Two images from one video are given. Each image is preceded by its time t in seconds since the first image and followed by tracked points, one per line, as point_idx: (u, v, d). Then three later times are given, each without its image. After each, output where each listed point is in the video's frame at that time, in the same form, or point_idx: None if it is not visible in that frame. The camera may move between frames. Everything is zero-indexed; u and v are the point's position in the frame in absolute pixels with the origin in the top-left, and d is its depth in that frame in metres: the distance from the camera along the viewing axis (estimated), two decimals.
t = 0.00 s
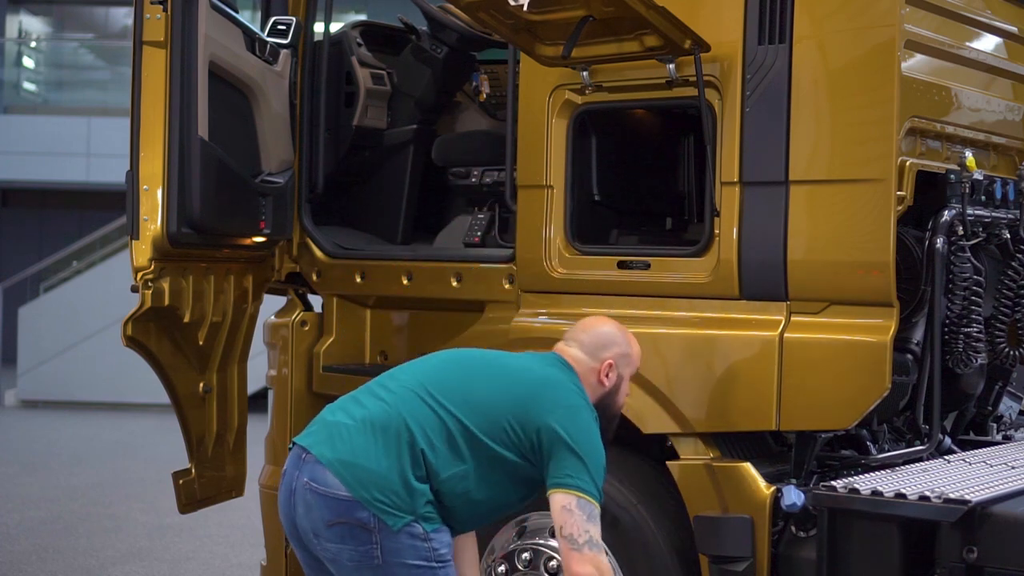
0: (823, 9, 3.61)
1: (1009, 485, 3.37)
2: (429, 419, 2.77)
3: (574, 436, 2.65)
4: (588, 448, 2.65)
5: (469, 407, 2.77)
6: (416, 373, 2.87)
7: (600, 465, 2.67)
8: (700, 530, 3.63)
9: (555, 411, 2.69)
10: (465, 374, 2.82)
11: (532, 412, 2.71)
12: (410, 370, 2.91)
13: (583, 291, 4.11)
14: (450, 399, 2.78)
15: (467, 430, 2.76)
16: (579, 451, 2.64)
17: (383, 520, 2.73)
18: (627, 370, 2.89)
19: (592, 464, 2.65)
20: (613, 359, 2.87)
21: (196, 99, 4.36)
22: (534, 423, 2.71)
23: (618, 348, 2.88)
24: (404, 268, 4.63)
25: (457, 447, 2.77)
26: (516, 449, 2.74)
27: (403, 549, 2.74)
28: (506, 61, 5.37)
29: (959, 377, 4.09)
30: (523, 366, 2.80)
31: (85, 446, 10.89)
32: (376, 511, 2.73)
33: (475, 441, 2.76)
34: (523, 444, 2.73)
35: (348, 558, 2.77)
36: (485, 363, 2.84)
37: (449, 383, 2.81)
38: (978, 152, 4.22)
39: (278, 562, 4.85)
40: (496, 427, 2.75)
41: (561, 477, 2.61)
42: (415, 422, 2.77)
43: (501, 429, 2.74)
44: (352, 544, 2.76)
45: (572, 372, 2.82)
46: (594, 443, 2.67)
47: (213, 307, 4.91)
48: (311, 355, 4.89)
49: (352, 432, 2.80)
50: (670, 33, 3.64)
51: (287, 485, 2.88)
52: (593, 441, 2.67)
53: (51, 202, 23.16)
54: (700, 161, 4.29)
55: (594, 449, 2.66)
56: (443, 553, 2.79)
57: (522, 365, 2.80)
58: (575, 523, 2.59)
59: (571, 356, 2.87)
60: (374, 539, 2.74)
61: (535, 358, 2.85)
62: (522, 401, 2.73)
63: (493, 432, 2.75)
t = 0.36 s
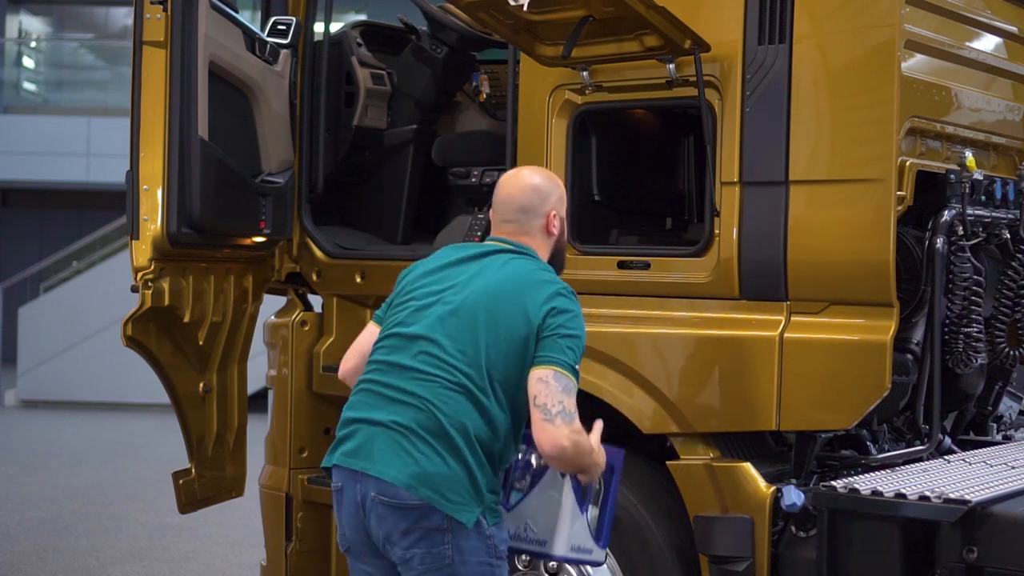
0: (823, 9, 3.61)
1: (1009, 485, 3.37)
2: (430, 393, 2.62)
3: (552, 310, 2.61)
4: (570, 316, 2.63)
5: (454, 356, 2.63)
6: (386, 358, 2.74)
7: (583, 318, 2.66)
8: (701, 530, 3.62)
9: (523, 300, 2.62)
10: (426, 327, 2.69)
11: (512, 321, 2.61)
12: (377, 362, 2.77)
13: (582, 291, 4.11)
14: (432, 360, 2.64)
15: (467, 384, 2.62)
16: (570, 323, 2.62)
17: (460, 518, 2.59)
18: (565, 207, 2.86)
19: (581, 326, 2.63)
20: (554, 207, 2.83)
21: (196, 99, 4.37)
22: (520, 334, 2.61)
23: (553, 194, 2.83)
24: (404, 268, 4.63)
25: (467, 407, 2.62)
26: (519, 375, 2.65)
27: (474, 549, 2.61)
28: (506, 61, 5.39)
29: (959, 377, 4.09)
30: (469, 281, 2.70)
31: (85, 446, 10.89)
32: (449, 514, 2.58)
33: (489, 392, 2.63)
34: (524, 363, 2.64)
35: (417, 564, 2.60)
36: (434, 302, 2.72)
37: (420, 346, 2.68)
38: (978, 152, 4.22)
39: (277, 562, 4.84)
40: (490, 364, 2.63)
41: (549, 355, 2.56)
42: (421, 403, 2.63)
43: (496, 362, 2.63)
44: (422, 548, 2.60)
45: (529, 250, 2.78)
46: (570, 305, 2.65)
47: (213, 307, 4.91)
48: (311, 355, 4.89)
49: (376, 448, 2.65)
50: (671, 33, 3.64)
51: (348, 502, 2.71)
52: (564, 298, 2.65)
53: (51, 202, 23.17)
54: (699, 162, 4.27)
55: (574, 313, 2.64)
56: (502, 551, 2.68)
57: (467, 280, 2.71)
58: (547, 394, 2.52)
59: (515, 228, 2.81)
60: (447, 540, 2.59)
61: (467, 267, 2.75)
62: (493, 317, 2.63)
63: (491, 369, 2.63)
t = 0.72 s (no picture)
0: (823, 9, 3.61)
1: (1009, 485, 3.37)
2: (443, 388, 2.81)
3: (527, 261, 2.75)
4: (547, 258, 2.76)
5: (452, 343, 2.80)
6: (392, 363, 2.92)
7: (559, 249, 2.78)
8: (700, 530, 3.61)
9: (496, 265, 2.76)
10: (414, 326, 2.86)
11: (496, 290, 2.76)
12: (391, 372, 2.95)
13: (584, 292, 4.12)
14: (434, 357, 2.82)
15: (472, 366, 2.79)
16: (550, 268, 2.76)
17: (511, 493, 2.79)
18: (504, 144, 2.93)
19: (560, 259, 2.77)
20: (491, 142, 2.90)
21: (196, 99, 4.36)
22: (507, 300, 2.77)
23: (493, 132, 2.90)
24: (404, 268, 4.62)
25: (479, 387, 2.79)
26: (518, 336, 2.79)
27: (501, 533, 2.80)
28: (506, 61, 5.45)
29: (959, 377, 4.09)
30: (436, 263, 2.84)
31: (84, 446, 10.89)
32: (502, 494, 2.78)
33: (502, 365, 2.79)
34: (521, 323, 2.79)
35: (449, 542, 2.83)
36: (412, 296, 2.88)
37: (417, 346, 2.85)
38: (978, 152, 4.22)
39: (277, 562, 4.83)
40: (487, 339, 2.78)
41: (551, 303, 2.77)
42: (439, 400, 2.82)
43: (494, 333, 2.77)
44: (455, 529, 2.81)
45: (475, 199, 2.87)
46: (541, 243, 2.77)
47: (213, 307, 4.90)
48: (311, 355, 4.89)
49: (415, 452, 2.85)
50: (671, 33, 3.64)
51: (393, 490, 2.93)
52: (531, 236, 2.77)
53: (51, 202, 23.17)
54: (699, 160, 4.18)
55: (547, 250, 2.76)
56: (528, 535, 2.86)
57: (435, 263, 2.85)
58: (594, 313, 2.79)
59: (456, 167, 2.89)
60: (479, 524, 2.79)
61: (427, 249, 2.88)
62: (474, 294, 2.78)
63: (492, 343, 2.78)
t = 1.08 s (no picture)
0: (823, 9, 3.61)
1: (1009, 485, 3.37)
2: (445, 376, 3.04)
3: (509, 247, 2.97)
4: (529, 241, 2.98)
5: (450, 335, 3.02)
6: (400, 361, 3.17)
7: (538, 228, 2.98)
8: (700, 530, 3.61)
9: (481, 255, 2.98)
10: (414, 324, 3.10)
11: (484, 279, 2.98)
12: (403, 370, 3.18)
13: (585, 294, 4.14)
14: (433, 350, 3.06)
15: (470, 353, 3.01)
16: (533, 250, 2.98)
17: (526, 464, 3.02)
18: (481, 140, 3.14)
19: (540, 239, 2.98)
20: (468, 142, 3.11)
21: (196, 99, 4.36)
22: (496, 287, 2.99)
23: (471, 133, 3.11)
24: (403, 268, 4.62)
25: (478, 372, 3.01)
26: (508, 318, 3.01)
27: (530, 513, 3.01)
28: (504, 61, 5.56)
29: (959, 377, 4.09)
30: (427, 262, 3.08)
31: (84, 446, 10.89)
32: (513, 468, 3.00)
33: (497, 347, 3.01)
34: (512, 306, 3.02)
35: (483, 531, 3.04)
36: (411, 295, 3.12)
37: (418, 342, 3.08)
38: (978, 152, 4.22)
39: (277, 562, 4.83)
40: (482, 326, 3.00)
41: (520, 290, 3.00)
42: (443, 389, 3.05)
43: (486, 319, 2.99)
44: (486, 516, 3.02)
45: (457, 198, 3.09)
46: (519, 226, 2.97)
47: (213, 307, 4.90)
48: (311, 354, 4.89)
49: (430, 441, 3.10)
50: (671, 34, 3.64)
51: (419, 482, 3.17)
52: (509, 221, 2.98)
53: (51, 202, 23.17)
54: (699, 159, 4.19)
55: (527, 233, 2.98)
56: (555, 509, 3.08)
57: (426, 261, 3.08)
58: (586, 267, 3.06)
59: (438, 170, 3.11)
60: (506, 508, 3.01)
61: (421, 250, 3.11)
62: (463, 286, 3.01)
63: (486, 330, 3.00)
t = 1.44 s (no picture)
0: (823, 9, 3.61)
1: (1009, 485, 3.37)
2: (458, 367, 3.13)
3: (520, 239, 3.06)
4: (539, 233, 3.06)
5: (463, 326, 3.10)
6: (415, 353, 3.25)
7: (548, 220, 3.07)
8: (700, 530, 3.62)
9: (493, 247, 3.07)
10: (429, 315, 3.18)
11: (496, 272, 3.07)
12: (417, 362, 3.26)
13: (585, 294, 4.14)
14: (446, 341, 3.14)
15: (483, 344, 3.09)
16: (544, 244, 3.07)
17: (539, 453, 3.11)
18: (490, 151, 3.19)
19: (550, 231, 3.06)
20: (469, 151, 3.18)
21: (196, 99, 4.36)
22: (507, 279, 3.07)
23: (475, 134, 3.19)
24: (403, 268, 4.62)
25: (491, 363, 3.09)
26: (521, 310, 3.09)
27: (541, 505, 3.10)
28: (505, 61, 5.50)
29: (959, 377, 4.09)
30: (442, 255, 3.16)
31: (84, 446, 10.89)
32: (525, 458, 3.09)
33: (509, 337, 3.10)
34: (523, 297, 3.10)
35: (493, 522, 3.12)
36: (426, 286, 3.20)
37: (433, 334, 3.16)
38: (978, 152, 4.22)
39: (277, 562, 4.83)
40: (494, 318, 3.08)
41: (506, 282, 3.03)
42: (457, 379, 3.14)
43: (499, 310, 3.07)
44: (498, 508, 3.10)
45: (474, 200, 3.15)
46: (530, 219, 3.06)
47: (213, 307, 4.90)
48: (311, 354, 4.89)
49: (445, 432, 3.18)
50: (671, 34, 3.64)
51: (431, 472, 3.26)
52: (519, 215, 3.07)
53: (51, 202, 23.17)
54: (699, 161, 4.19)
55: (538, 226, 3.06)
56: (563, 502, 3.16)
57: (441, 253, 3.16)
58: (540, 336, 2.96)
59: (446, 175, 3.20)
60: (517, 499, 3.09)
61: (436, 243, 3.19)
62: (477, 277, 3.09)
63: (499, 322, 3.08)
